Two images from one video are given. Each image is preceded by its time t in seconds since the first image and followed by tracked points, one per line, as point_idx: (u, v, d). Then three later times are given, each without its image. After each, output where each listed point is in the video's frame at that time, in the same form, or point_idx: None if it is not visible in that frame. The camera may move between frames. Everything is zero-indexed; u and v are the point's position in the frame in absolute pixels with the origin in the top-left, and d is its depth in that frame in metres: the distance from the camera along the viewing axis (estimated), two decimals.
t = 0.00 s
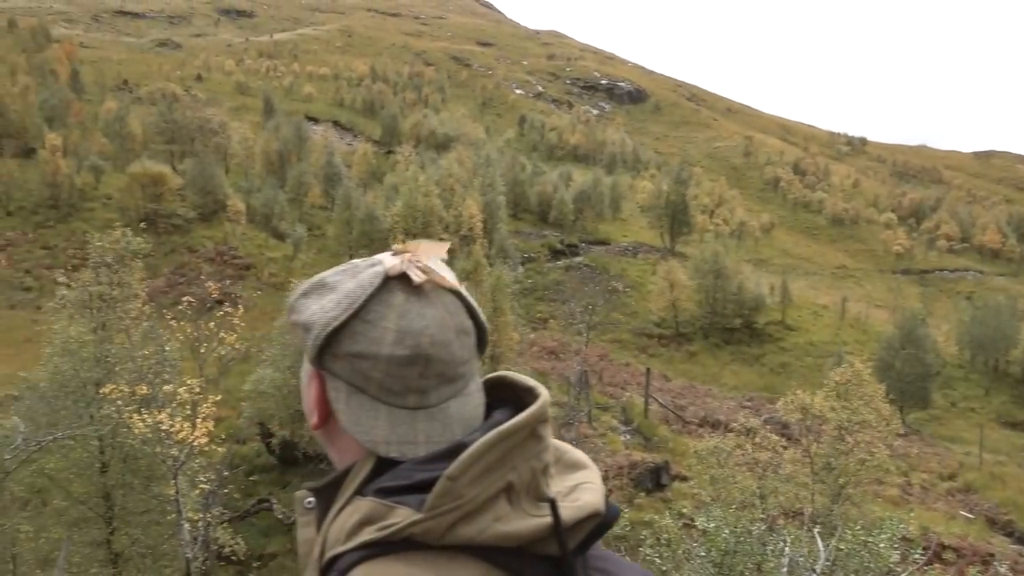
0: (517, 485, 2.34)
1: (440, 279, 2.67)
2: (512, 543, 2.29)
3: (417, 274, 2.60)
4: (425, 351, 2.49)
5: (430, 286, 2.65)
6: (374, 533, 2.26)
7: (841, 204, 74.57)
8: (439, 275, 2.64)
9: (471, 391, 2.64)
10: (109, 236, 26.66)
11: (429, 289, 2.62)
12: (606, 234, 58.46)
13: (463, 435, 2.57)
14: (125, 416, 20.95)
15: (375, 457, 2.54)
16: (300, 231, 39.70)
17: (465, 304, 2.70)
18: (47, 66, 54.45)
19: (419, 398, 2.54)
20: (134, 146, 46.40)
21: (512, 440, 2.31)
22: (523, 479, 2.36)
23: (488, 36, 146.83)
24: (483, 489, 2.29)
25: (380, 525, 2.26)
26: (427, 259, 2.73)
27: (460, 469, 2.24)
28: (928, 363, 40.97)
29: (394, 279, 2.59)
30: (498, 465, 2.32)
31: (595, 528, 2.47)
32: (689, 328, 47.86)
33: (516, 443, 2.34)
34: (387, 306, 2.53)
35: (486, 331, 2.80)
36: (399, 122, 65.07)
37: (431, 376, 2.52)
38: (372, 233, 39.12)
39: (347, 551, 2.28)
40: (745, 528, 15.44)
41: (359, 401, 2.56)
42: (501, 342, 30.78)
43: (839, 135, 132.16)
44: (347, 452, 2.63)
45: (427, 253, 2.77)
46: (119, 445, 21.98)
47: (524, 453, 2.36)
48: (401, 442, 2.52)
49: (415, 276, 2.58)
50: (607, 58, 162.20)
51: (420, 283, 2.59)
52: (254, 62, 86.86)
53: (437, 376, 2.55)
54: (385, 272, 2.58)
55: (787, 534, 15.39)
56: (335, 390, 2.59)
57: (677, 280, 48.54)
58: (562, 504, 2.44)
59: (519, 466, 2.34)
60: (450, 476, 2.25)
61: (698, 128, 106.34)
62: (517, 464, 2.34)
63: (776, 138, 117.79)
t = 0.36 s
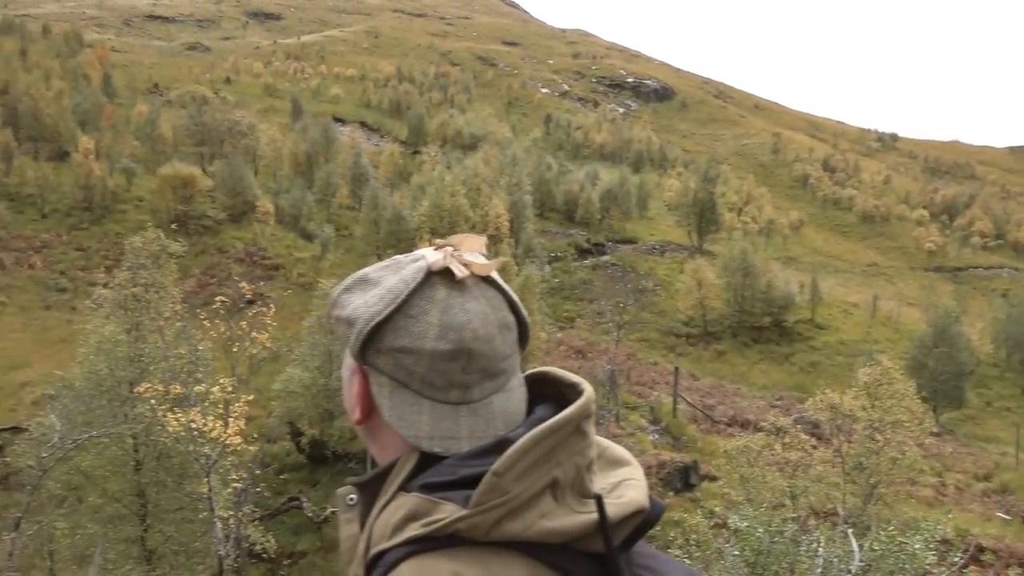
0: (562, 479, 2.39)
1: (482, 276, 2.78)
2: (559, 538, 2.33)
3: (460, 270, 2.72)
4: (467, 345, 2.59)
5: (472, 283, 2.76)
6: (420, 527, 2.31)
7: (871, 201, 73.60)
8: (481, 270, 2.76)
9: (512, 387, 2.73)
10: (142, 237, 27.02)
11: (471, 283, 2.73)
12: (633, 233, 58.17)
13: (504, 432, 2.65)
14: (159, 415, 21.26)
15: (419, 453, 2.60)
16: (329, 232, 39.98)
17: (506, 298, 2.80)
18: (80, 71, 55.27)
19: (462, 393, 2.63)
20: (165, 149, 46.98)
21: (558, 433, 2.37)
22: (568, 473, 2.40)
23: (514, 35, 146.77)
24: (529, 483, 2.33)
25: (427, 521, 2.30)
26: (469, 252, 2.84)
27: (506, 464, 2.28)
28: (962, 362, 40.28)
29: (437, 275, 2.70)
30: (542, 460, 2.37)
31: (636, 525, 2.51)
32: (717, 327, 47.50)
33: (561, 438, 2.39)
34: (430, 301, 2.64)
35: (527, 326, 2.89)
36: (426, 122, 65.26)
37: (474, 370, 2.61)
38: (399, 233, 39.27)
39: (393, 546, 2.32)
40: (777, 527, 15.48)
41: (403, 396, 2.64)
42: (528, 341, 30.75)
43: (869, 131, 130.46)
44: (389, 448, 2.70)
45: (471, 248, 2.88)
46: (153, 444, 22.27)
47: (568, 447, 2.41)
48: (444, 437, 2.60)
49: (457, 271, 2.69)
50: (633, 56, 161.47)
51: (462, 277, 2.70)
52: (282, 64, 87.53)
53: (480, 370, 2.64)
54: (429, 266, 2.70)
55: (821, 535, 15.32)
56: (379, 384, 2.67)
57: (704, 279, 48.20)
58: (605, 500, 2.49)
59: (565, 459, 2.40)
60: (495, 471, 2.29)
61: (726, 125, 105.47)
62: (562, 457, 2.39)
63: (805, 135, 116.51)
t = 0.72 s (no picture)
0: (600, 474, 2.37)
1: (517, 272, 2.79)
2: (597, 535, 2.33)
3: (494, 264, 2.73)
4: (502, 340, 2.59)
5: (507, 277, 2.76)
6: (457, 524, 2.30)
7: (909, 195, 72.35)
8: (515, 265, 2.78)
9: (548, 382, 2.75)
10: (180, 242, 27.42)
11: (506, 277, 2.75)
12: (666, 231, 57.78)
13: (541, 427, 2.65)
14: (199, 416, 21.62)
15: (456, 448, 2.61)
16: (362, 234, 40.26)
17: (541, 292, 2.82)
18: (118, 79, 56.24)
19: (498, 388, 2.63)
20: (200, 154, 47.62)
21: (596, 428, 2.35)
22: (605, 468, 2.38)
23: (543, 35, 146.63)
24: (567, 480, 2.32)
25: (464, 516, 2.31)
26: (507, 242, 2.84)
27: (544, 460, 2.28)
28: (1005, 359, 39.39)
29: (471, 270, 2.71)
30: (577, 456, 2.36)
31: (676, 520, 2.49)
32: (753, 326, 47.00)
33: (598, 433, 2.38)
34: (465, 296, 2.65)
35: (562, 321, 2.91)
36: (457, 123, 65.42)
37: (509, 365, 2.63)
38: (431, 234, 39.40)
39: (429, 543, 2.32)
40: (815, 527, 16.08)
41: (438, 391, 2.65)
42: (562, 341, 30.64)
43: (906, 125, 128.30)
44: (425, 444, 2.72)
45: (507, 239, 2.89)
46: (192, 444, 22.59)
47: (605, 443, 2.40)
48: (480, 433, 2.60)
49: (492, 265, 2.70)
50: (664, 54, 160.45)
51: (497, 272, 2.72)
52: (314, 69, 88.36)
53: (516, 365, 2.65)
54: (463, 261, 2.72)
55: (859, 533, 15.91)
56: (414, 380, 2.68)
57: (739, 277, 47.73)
58: (644, 497, 2.47)
59: (602, 455, 2.38)
60: (533, 467, 2.28)
61: (759, 122, 104.40)
62: (599, 453, 2.38)
63: (840, 130, 114.86)
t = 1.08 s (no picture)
0: (627, 472, 2.36)
1: (541, 265, 2.80)
2: (623, 534, 2.30)
3: (520, 259, 2.73)
4: (527, 336, 2.59)
5: (530, 273, 2.78)
6: (481, 520, 2.30)
7: (952, 195, 70.95)
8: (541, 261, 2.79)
9: (576, 379, 2.74)
10: (218, 244, 27.85)
11: (533, 274, 2.76)
12: (702, 232, 57.30)
13: (568, 424, 2.65)
14: (238, 416, 22.18)
15: (481, 446, 2.62)
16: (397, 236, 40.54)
17: (568, 288, 2.82)
18: (159, 85, 57.25)
19: (524, 385, 2.63)
20: (239, 158, 48.30)
21: (624, 423, 2.35)
22: (632, 466, 2.37)
23: (578, 36, 146.38)
24: (593, 477, 2.31)
25: (488, 512, 2.30)
26: (533, 239, 2.86)
27: (570, 455, 2.26)
28: None
29: (496, 265, 2.71)
30: (604, 453, 2.34)
31: (706, 519, 2.47)
32: (791, 327, 46.39)
33: (628, 430, 2.37)
34: (490, 292, 2.65)
35: (590, 319, 2.92)
36: (492, 125, 65.57)
37: (536, 361, 2.62)
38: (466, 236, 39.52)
39: (455, 539, 2.32)
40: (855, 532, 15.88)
41: (464, 387, 2.65)
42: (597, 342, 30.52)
43: (949, 123, 125.88)
44: (451, 440, 2.72)
45: (534, 236, 2.90)
46: (231, 443, 23.01)
47: (635, 440, 2.40)
48: (506, 430, 2.60)
49: (518, 261, 2.71)
50: (699, 54, 159.26)
51: (523, 268, 2.72)
52: (351, 72, 89.15)
53: (542, 362, 2.64)
54: (489, 257, 2.73)
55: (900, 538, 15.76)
56: (438, 375, 2.69)
57: (777, 279, 47.15)
58: (675, 494, 2.46)
59: (631, 453, 2.38)
60: (557, 463, 2.27)
61: (797, 121, 103.14)
62: (627, 450, 2.36)
63: (881, 128, 113.03)
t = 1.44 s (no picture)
0: (650, 468, 2.36)
1: (561, 260, 2.80)
2: (646, 530, 2.29)
3: (540, 256, 2.73)
4: (547, 332, 2.59)
5: (551, 267, 2.78)
6: (500, 517, 2.30)
7: (999, 194, 69.39)
8: (562, 256, 2.79)
9: (599, 376, 2.74)
10: (257, 247, 28.24)
11: (555, 269, 2.77)
12: (740, 233, 56.70)
13: (589, 422, 2.65)
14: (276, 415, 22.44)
15: (502, 443, 2.62)
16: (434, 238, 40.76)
17: (590, 283, 2.83)
18: (201, 91, 58.21)
19: (545, 381, 2.63)
20: (278, 162, 48.92)
21: (645, 419, 2.34)
22: (654, 462, 2.36)
23: (614, 37, 145.91)
24: (614, 474, 2.30)
25: (507, 509, 2.30)
26: (554, 235, 2.86)
27: (589, 452, 2.26)
28: None
29: (517, 261, 2.72)
30: (626, 452, 2.34)
31: (734, 518, 2.45)
32: (832, 329, 45.64)
33: (649, 426, 2.37)
34: (510, 287, 2.66)
35: (616, 312, 2.95)
36: (528, 127, 65.62)
37: (557, 357, 2.62)
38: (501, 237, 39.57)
39: (473, 536, 2.32)
40: (898, 538, 15.61)
41: (483, 383, 2.65)
42: (633, 344, 30.36)
43: (996, 122, 123.18)
44: (474, 436, 2.73)
45: (557, 232, 2.91)
46: (271, 443, 23.32)
47: (657, 436, 2.39)
48: (528, 426, 2.60)
49: (539, 257, 2.71)
50: (738, 53, 157.82)
51: (545, 262, 2.73)
52: (388, 76, 89.85)
53: (563, 358, 2.64)
54: (509, 252, 2.74)
55: (944, 545, 15.58)
56: (459, 370, 2.71)
57: (817, 280, 46.49)
58: (697, 491, 2.45)
59: (653, 449, 2.37)
60: (576, 460, 2.26)
61: (838, 120, 101.65)
62: (649, 446, 2.36)
63: (924, 127, 110.96)
